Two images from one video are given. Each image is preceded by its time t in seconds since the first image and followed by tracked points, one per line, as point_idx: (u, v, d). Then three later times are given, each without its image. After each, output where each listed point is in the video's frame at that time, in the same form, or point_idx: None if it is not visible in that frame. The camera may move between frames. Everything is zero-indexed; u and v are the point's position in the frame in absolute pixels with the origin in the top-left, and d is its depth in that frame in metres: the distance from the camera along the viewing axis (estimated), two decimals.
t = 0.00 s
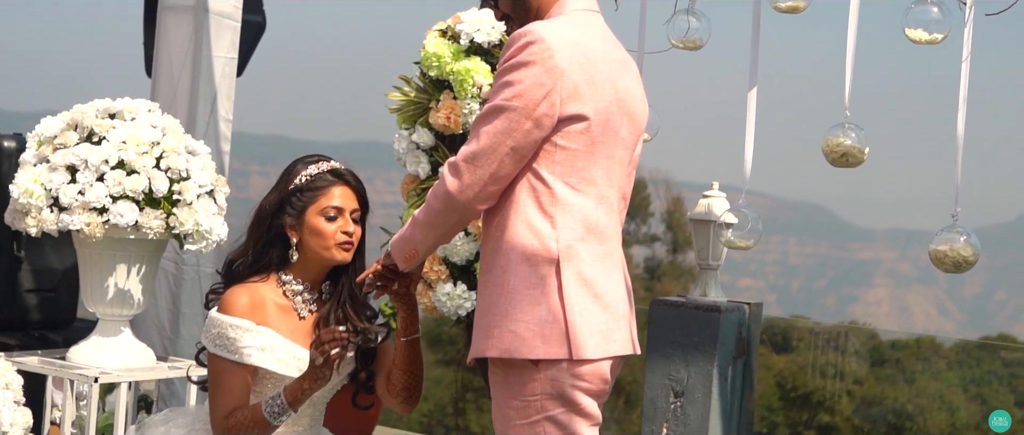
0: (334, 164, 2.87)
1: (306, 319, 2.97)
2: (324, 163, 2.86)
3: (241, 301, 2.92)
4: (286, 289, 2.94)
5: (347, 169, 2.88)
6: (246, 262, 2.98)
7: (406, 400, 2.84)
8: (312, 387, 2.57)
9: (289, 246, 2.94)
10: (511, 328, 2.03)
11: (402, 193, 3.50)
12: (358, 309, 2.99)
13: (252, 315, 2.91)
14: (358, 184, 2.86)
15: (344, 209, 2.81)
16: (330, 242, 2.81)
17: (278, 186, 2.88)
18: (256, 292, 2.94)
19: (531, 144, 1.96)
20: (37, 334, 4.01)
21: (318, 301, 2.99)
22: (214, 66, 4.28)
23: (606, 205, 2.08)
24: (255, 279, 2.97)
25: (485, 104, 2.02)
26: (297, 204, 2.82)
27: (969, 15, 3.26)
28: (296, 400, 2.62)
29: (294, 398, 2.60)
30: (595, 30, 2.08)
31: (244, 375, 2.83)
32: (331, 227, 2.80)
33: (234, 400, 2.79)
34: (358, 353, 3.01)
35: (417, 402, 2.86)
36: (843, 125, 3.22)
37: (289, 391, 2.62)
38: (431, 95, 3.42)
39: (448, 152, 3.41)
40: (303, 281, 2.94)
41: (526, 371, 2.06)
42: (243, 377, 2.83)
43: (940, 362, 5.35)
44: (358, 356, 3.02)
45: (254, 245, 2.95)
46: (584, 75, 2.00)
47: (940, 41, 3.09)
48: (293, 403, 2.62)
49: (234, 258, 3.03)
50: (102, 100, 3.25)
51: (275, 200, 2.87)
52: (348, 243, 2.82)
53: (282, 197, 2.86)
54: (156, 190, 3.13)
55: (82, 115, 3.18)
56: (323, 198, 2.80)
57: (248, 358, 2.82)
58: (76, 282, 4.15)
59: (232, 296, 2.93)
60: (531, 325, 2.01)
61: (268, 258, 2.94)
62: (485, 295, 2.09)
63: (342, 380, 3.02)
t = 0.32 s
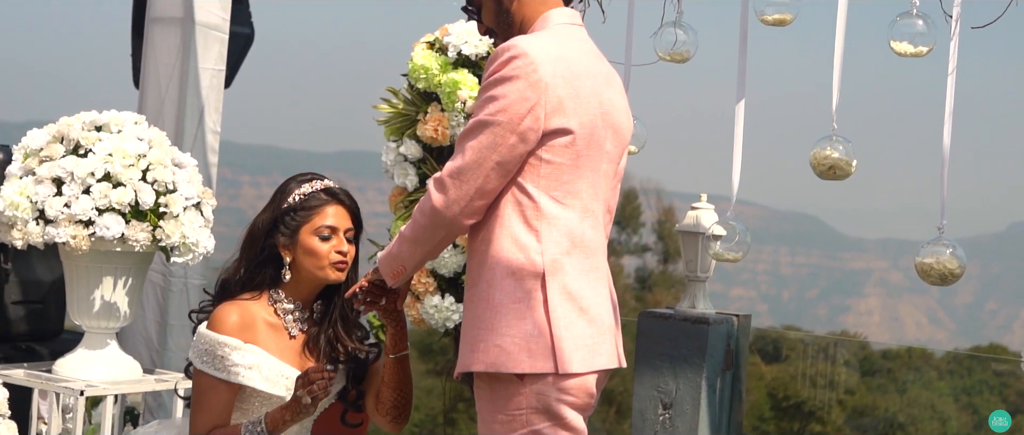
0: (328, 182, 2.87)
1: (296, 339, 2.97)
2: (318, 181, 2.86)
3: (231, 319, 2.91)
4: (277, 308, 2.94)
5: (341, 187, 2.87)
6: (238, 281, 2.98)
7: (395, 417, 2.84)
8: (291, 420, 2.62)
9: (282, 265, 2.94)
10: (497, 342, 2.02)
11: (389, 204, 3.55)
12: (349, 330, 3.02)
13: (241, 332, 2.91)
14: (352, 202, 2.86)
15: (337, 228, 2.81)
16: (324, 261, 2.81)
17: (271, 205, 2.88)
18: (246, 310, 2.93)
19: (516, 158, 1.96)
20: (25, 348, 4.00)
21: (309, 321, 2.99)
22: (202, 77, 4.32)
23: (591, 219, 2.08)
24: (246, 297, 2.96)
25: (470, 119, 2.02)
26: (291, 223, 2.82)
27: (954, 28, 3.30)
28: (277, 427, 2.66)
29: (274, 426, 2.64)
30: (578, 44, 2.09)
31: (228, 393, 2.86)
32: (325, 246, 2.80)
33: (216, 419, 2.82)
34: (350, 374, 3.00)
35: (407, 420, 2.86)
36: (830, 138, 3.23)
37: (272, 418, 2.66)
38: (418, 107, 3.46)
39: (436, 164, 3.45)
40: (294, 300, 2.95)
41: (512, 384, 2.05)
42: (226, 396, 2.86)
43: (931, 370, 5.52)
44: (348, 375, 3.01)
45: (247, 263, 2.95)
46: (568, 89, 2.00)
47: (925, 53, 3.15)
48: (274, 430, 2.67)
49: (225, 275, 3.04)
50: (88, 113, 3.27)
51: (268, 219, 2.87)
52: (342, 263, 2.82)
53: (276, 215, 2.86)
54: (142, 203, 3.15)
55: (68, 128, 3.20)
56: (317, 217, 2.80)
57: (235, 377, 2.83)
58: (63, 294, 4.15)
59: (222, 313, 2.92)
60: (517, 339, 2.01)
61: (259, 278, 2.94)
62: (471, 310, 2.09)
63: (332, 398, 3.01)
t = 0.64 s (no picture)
0: (328, 194, 2.87)
1: (293, 352, 2.98)
2: (318, 194, 2.87)
3: (228, 331, 2.91)
4: (276, 320, 2.94)
5: (342, 200, 2.88)
6: (236, 293, 2.97)
7: (390, 428, 2.82)
8: None
9: (281, 279, 2.94)
10: (490, 350, 2.02)
11: (385, 210, 3.57)
12: (349, 344, 3.02)
13: (238, 346, 2.91)
14: (352, 214, 2.87)
15: (338, 240, 2.82)
16: (325, 273, 2.81)
17: (271, 217, 2.88)
18: (244, 322, 2.94)
19: (509, 166, 1.96)
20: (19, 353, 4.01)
21: (308, 333, 2.99)
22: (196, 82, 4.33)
23: (584, 225, 2.08)
24: (244, 309, 2.96)
25: (463, 126, 2.02)
26: (291, 235, 2.83)
27: (947, 33, 3.32)
28: None
29: None
30: (569, 50, 2.08)
31: (222, 406, 2.87)
32: (326, 259, 2.80)
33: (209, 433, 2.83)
34: (346, 390, 3.03)
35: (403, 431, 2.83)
36: (826, 144, 3.23)
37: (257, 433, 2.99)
38: (413, 113, 3.48)
39: (430, 170, 3.47)
40: (292, 313, 2.95)
41: (505, 392, 2.05)
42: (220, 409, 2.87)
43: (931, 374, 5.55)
44: (343, 391, 3.04)
45: (246, 276, 2.95)
46: (559, 96, 2.00)
47: (918, 58, 3.17)
48: None
49: (222, 287, 3.03)
50: (82, 119, 3.28)
51: (268, 232, 2.88)
52: (342, 275, 2.82)
53: (276, 228, 2.86)
54: (136, 209, 3.16)
55: (61, 135, 3.21)
56: (317, 229, 2.80)
57: (230, 390, 2.84)
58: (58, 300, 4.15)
59: (219, 325, 2.92)
60: (511, 347, 2.01)
61: (258, 291, 2.94)
62: (465, 318, 2.08)
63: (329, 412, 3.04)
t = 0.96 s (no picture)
0: (326, 208, 2.88)
1: (289, 367, 2.97)
2: (315, 207, 2.87)
3: (224, 346, 2.92)
4: (272, 336, 2.94)
5: (339, 213, 2.89)
6: (233, 306, 2.98)
7: None
8: None
9: (279, 294, 2.94)
10: (483, 360, 2.02)
11: (378, 217, 3.56)
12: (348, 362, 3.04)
13: (233, 360, 2.92)
14: (350, 226, 2.87)
15: (337, 253, 2.82)
16: (323, 287, 2.81)
17: (269, 231, 2.88)
18: (239, 336, 2.94)
19: (501, 176, 1.96)
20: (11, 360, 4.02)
21: (304, 348, 2.99)
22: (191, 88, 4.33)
23: (576, 234, 2.08)
24: (241, 323, 2.97)
25: (454, 136, 2.01)
26: (290, 249, 2.83)
27: (940, 41, 3.33)
28: None
29: None
30: (561, 59, 2.08)
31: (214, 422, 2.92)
32: (325, 272, 2.80)
33: None
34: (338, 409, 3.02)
35: None
36: (820, 152, 3.23)
37: None
38: (407, 120, 3.49)
39: (424, 177, 3.48)
40: (291, 329, 2.96)
41: (497, 402, 2.05)
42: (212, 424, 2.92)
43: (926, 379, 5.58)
44: (337, 409, 3.03)
45: (244, 291, 2.96)
46: (551, 105, 2.00)
47: (911, 66, 3.17)
48: None
49: (218, 302, 3.03)
50: (74, 127, 3.28)
51: (267, 246, 2.88)
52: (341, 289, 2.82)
53: (274, 243, 2.87)
54: (128, 217, 3.16)
55: (54, 142, 3.21)
56: (315, 243, 2.81)
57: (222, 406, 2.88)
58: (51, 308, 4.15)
59: (215, 339, 2.93)
60: (503, 357, 2.00)
61: (255, 307, 2.95)
62: (457, 328, 2.08)
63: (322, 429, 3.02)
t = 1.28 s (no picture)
0: (314, 230, 2.87)
1: (276, 391, 2.97)
2: (303, 229, 2.87)
3: (211, 369, 2.93)
4: (260, 360, 2.93)
5: (327, 235, 2.88)
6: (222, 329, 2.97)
7: None
8: None
9: (267, 318, 2.94)
10: (467, 380, 2.01)
11: (364, 235, 3.55)
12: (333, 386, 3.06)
13: (220, 384, 2.93)
14: (339, 248, 2.86)
15: (326, 275, 2.81)
16: (312, 311, 2.80)
17: (257, 255, 2.88)
18: (227, 360, 2.94)
19: (484, 194, 1.96)
20: None
21: (291, 372, 2.99)
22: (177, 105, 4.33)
23: (560, 253, 2.08)
24: (228, 346, 2.96)
25: (437, 155, 2.01)
26: (278, 272, 2.82)
27: (925, 58, 3.35)
28: None
29: None
30: (544, 77, 2.09)
31: None
32: (314, 295, 2.79)
33: None
34: None
35: None
36: (806, 168, 3.24)
37: None
38: (392, 137, 3.50)
39: (410, 194, 3.49)
40: (278, 353, 2.94)
41: (481, 422, 2.04)
42: None
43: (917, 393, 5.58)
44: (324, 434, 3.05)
45: (232, 315, 2.95)
46: (535, 123, 2.00)
47: (894, 82, 3.20)
48: None
49: (206, 324, 3.02)
50: (59, 146, 3.29)
51: (256, 269, 2.87)
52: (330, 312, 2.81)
53: (263, 267, 2.86)
54: (112, 236, 3.15)
55: (38, 161, 3.21)
56: (304, 265, 2.80)
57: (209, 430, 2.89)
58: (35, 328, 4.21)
59: (203, 363, 2.94)
60: (487, 376, 2.00)
61: (244, 330, 2.94)
62: (440, 348, 2.08)
63: None
